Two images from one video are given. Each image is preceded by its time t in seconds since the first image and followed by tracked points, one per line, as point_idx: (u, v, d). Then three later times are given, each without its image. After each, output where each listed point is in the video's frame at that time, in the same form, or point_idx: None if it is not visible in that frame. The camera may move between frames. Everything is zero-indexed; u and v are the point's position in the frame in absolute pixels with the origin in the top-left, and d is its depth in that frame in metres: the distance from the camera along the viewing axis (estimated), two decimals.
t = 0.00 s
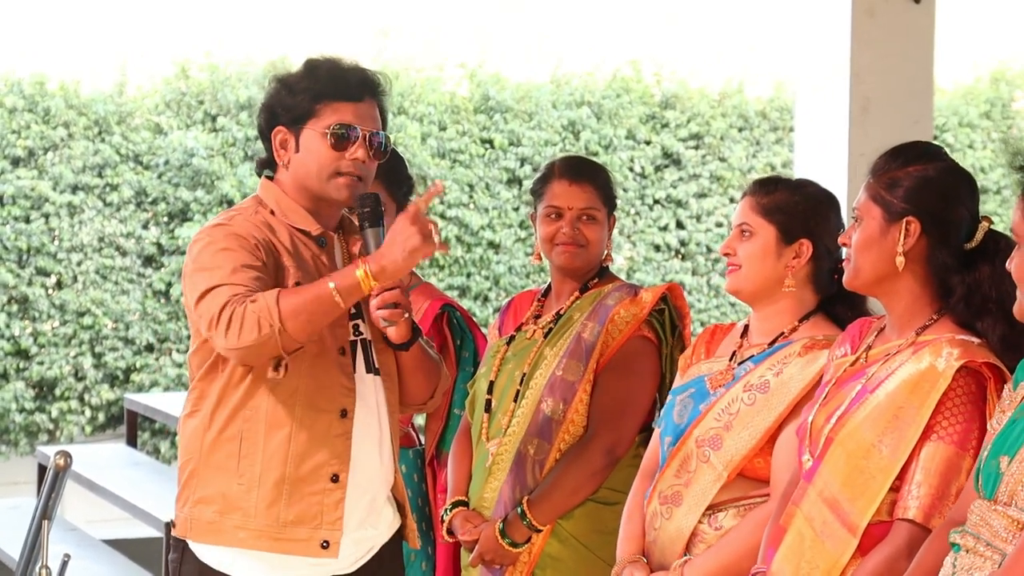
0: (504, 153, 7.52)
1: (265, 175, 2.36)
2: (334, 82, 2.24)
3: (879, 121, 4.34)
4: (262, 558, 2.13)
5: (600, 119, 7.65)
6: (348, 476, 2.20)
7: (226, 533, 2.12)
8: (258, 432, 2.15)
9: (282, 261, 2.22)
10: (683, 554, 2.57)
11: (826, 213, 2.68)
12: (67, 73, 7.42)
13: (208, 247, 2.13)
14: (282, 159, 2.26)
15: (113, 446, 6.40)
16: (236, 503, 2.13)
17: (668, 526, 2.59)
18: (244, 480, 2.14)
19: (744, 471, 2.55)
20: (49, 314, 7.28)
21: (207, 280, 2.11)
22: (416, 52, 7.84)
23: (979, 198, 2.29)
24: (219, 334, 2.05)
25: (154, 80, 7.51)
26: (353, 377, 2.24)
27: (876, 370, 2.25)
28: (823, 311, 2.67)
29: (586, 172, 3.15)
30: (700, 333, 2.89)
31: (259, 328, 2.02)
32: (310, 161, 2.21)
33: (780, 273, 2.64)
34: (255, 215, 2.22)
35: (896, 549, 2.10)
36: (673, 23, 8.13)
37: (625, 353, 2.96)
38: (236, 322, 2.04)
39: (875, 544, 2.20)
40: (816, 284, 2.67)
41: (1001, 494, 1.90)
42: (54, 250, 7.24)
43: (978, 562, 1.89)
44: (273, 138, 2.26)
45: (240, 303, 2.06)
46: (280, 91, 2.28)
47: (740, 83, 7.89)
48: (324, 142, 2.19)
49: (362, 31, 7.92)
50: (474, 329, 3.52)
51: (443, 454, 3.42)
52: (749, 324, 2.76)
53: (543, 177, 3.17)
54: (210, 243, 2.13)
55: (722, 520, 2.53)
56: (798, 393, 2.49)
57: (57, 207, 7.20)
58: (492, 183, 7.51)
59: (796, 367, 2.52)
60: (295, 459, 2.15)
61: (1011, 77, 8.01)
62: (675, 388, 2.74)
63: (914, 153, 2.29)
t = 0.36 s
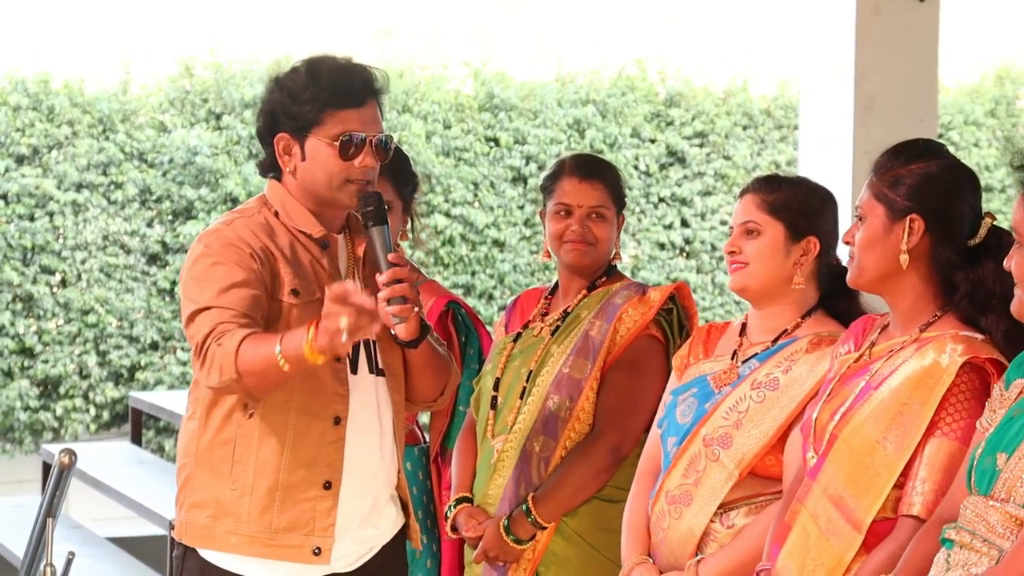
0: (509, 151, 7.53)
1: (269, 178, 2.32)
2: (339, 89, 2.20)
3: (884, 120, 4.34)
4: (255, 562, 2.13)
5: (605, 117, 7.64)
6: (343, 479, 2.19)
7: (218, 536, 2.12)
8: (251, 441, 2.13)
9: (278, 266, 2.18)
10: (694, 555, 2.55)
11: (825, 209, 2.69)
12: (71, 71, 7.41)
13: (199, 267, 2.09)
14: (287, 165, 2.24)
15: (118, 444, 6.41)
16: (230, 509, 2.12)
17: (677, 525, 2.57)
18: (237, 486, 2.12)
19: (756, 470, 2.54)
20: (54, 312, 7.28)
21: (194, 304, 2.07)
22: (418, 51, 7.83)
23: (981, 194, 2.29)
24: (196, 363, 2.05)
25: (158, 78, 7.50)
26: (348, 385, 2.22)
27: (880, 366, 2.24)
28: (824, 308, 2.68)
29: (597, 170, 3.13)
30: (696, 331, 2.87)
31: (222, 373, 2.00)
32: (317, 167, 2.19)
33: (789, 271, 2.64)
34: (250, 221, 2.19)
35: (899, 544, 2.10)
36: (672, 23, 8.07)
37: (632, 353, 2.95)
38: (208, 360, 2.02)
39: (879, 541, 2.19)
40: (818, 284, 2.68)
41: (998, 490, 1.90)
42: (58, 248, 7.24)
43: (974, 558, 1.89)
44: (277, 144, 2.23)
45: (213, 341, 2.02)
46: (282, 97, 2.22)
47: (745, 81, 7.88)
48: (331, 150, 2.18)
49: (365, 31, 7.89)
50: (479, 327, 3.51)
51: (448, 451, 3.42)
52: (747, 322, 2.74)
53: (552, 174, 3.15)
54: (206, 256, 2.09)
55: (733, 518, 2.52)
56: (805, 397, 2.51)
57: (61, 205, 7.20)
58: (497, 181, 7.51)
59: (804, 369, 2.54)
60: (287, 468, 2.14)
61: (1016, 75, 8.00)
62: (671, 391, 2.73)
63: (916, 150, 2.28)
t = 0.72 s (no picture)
0: (511, 150, 7.53)
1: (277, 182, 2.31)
2: (378, 91, 2.22)
3: (885, 118, 4.34)
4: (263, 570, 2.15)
5: (606, 115, 7.65)
6: (349, 490, 2.19)
7: (219, 546, 2.13)
8: (253, 451, 2.14)
9: (281, 281, 2.15)
10: (693, 553, 2.56)
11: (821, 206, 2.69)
12: (72, 70, 7.41)
13: (193, 288, 2.08)
14: (318, 168, 2.21)
15: (119, 442, 6.41)
16: (237, 520, 2.14)
17: (675, 524, 2.58)
18: (243, 495, 2.14)
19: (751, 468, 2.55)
20: (55, 310, 7.29)
21: (180, 328, 2.07)
22: (420, 49, 7.82)
23: (986, 193, 2.29)
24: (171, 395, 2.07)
25: (159, 77, 7.50)
26: (357, 395, 2.20)
27: (884, 366, 2.24)
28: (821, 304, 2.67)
29: (600, 168, 3.14)
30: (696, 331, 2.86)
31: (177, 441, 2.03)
32: (355, 171, 2.20)
33: (780, 266, 2.64)
34: (257, 231, 2.17)
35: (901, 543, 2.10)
36: (672, 24, 8.03)
37: (636, 352, 2.94)
38: (178, 414, 2.03)
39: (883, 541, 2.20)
40: (812, 278, 2.67)
41: (987, 487, 1.90)
42: (60, 247, 7.25)
43: (963, 555, 1.89)
44: (308, 147, 2.20)
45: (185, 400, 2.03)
46: (324, 99, 2.19)
47: (745, 80, 7.89)
48: (370, 151, 2.20)
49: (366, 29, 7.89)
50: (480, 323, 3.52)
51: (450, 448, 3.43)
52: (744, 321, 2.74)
53: (556, 172, 3.15)
54: (203, 279, 2.08)
55: (732, 516, 2.53)
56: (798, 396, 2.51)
57: (62, 203, 7.20)
58: (498, 180, 7.51)
59: (799, 365, 2.54)
60: (295, 477, 2.14)
61: (1016, 73, 8.01)
62: (672, 391, 2.73)
63: (921, 149, 2.28)
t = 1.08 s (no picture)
0: (516, 149, 7.51)
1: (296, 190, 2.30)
2: (402, 95, 2.23)
3: (890, 118, 4.33)
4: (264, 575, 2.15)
5: (611, 115, 7.65)
6: (348, 498, 2.17)
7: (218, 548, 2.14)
8: (259, 454, 2.14)
9: (289, 288, 2.14)
10: (687, 552, 2.56)
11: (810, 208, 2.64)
12: (78, 69, 7.41)
13: (201, 287, 2.09)
14: (348, 176, 2.21)
15: (126, 442, 6.41)
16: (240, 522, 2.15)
17: (671, 523, 2.58)
18: (244, 498, 2.15)
19: (740, 466, 2.53)
20: (62, 310, 7.30)
21: (186, 326, 2.08)
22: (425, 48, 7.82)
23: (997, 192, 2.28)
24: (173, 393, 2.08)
25: (165, 76, 7.51)
26: (362, 402, 2.19)
27: (893, 366, 2.23)
28: (813, 301, 2.64)
29: (609, 168, 3.13)
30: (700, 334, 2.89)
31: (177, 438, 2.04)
32: (385, 176, 2.21)
33: (759, 266, 2.60)
34: (270, 234, 2.17)
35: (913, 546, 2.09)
36: (674, 22, 8.03)
37: (644, 351, 2.91)
38: (178, 413, 2.04)
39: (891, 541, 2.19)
40: (801, 272, 2.63)
41: (984, 490, 1.89)
42: (66, 246, 7.26)
43: (963, 558, 1.87)
44: (336, 156, 2.20)
45: (187, 400, 2.04)
46: (354, 106, 2.19)
47: (750, 78, 7.88)
48: (400, 157, 2.22)
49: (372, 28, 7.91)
50: (485, 322, 3.51)
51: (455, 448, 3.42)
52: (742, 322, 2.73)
53: (564, 172, 3.15)
54: (210, 281, 2.08)
55: (725, 516, 2.51)
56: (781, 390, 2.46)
57: (68, 203, 7.21)
58: (504, 179, 7.50)
59: (784, 355, 2.50)
60: (294, 483, 2.13)
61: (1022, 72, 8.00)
62: (682, 387, 2.72)
63: (931, 149, 2.27)
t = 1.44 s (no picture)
0: (519, 150, 7.52)
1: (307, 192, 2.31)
2: (410, 90, 2.24)
3: (893, 120, 4.34)
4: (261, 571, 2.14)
5: (614, 116, 7.65)
6: (350, 498, 2.17)
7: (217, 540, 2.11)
8: (263, 451, 2.14)
9: (301, 283, 2.14)
10: (680, 553, 2.56)
11: (797, 202, 2.63)
12: (81, 70, 7.42)
13: (216, 282, 2.09)
14: (364, 175, 2.22)
15: (128, 443, 6.42)
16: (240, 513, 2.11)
17: (666, 524, 2.58)
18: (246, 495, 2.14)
19: (730, 466, 2.52)
20: (65, 311, 7.31)
21: (199, 322, 2.08)
22: (429, 49, 7.83)
23: (1002, 193, 2.28)
24: (188, 391, 2.08)
25: (168, 78, 7.52)
26: (367, 402, 2.18)
27: (897, 366, 2.22)
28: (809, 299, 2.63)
29: (613, 170, 3.13)
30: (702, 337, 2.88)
31: (197, 434, 2.03)
32: (400, 171, 2.21)
33: (753, 267, 2.60)
34: (282, 230, 2.17)
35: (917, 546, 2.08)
36: (677, 23, 8.03)
37: (648, 351, 2.91)
38: (195, 410, 2.04)
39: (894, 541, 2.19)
40: (796, 268, 2.61)
41: (990, 486, 1.89)
42: (69, 248, 7.27)
43: (965, 552, 1.87)
44: (350, 156, 2.21)
45: (206, 395, 2.04)
46: (362, 104, 2.19)
47: (753, 80, 7.89)
48: (413, 149, 2.23)
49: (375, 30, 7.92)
50: (487, 324, 3.50)
51: (456, 450, 3.40)
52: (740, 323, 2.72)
53: (568, 173, 3.15)
54: (225, 277, 2.09)
55: (715, 517, 2.51)
56: (768, 389, 2.45)
57: (72, 204, 7.23)
58: (507, 180, 7.51)
59: (773, 352, 2.48)
60: (297, 481, 2.13)
61: None
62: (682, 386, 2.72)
63: (938, 149, 2.27)
